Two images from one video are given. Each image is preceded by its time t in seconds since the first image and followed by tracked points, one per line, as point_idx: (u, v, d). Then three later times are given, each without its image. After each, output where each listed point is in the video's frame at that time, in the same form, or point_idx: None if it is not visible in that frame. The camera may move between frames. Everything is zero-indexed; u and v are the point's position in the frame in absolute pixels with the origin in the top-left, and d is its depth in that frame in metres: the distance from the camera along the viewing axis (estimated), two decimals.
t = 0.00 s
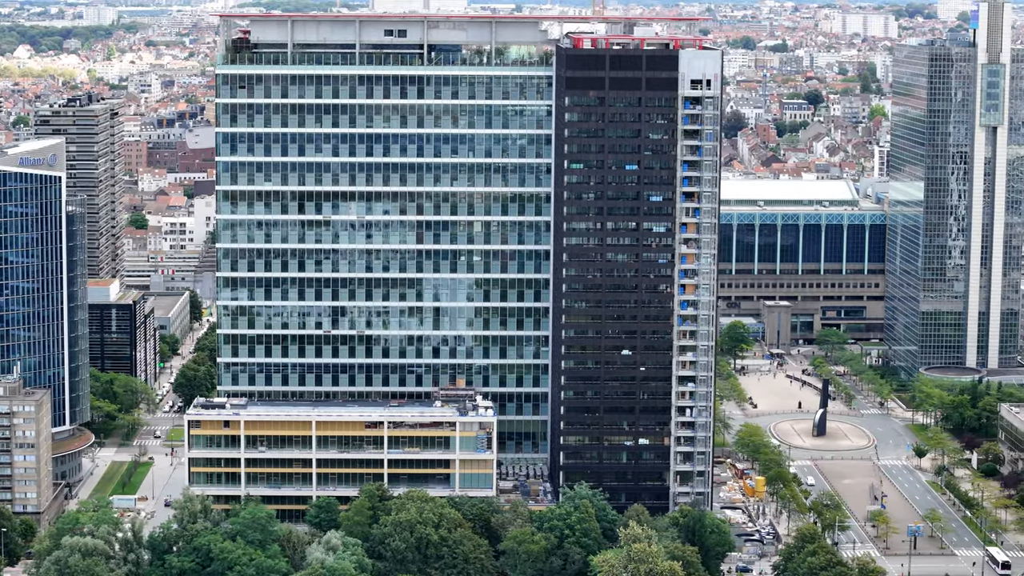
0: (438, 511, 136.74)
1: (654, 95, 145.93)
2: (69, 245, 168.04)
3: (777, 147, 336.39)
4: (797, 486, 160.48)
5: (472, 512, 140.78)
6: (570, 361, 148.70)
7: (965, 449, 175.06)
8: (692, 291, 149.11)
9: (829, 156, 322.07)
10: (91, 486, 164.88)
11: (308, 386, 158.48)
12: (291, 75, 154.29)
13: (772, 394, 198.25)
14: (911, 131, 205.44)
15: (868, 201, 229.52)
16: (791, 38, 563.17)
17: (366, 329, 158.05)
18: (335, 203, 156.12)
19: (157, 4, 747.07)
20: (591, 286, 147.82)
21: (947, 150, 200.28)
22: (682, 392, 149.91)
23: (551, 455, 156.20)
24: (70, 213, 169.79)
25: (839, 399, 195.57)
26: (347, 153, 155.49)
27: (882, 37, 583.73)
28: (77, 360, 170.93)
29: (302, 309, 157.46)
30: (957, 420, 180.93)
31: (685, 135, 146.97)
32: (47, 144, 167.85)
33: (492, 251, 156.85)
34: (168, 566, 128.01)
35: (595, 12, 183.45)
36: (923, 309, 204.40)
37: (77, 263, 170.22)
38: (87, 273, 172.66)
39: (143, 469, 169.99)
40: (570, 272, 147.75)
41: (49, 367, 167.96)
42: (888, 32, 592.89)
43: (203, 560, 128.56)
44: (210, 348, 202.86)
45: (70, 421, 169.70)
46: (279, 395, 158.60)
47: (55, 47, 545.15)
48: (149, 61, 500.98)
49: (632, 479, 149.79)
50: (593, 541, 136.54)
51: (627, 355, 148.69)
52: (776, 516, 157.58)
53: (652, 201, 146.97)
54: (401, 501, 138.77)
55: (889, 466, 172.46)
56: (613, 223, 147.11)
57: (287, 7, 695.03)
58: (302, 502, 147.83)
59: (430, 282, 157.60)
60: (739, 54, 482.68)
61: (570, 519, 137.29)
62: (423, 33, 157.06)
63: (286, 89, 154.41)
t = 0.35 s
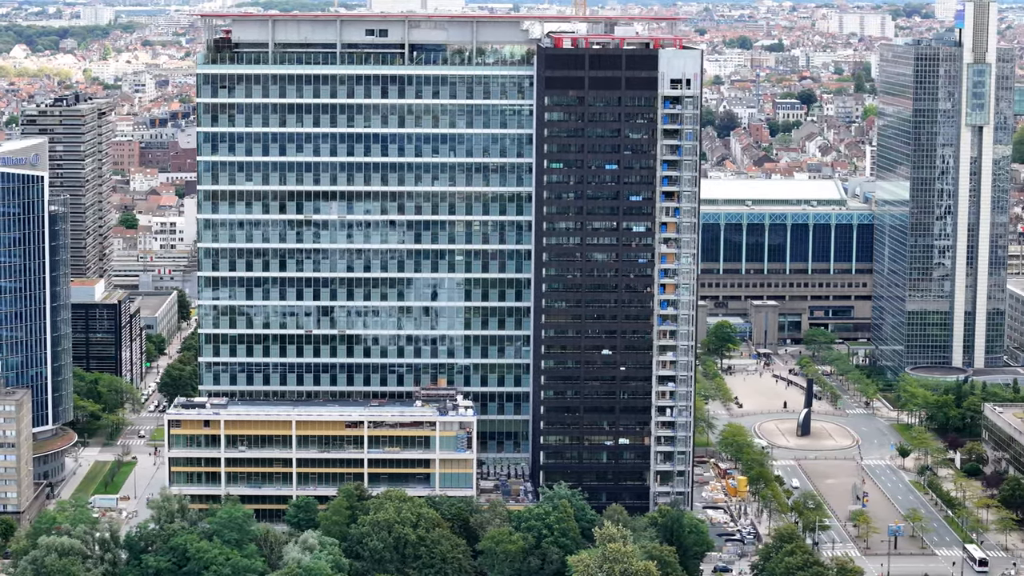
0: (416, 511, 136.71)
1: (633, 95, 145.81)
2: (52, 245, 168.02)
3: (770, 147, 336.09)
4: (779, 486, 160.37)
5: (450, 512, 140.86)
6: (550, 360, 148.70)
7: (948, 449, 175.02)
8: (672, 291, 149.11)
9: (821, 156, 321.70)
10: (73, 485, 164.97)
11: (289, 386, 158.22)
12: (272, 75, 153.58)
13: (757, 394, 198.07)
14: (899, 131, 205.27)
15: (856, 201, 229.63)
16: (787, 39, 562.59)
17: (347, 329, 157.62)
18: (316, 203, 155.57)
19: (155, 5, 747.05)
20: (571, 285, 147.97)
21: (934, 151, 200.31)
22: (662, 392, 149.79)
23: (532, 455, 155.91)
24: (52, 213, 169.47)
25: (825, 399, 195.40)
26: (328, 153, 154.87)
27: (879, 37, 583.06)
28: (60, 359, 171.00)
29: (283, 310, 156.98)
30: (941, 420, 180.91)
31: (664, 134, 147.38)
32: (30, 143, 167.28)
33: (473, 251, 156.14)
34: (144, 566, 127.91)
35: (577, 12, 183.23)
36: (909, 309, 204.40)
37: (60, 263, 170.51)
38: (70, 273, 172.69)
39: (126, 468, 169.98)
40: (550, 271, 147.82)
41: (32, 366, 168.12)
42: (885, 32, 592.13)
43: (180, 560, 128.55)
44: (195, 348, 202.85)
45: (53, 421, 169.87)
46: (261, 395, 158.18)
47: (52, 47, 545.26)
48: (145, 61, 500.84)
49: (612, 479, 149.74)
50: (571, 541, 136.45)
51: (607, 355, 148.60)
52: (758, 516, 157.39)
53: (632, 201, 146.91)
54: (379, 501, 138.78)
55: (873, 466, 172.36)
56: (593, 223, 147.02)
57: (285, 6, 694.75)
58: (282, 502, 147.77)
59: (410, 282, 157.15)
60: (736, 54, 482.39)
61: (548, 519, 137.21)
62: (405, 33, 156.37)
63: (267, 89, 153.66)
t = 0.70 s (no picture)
0: (394, 511, 136.67)
1: (613, 95, 145.88)
2: (35, 245, 167.91)
3: (762, 147, 335.87)
4: (761, 486, 160.23)
5: (428, 512, 140.97)
6: (530, 360, 148.67)
7: (931, 449, 174.95)
8: (652, 290, 149.14)
9: (813, 156, 321.31)
10: (55, 485, 165.00)
11: (270, 386, 155.90)
12: (253, 74, 151.39)
13: (743, 393, 197.83)
14: (884, 131, 205.63)
15: (843, 200, 229.87)
16: (784, 38, 562.12)
17: (328, 328, 155.44)
18: (297, 202, 153.42)
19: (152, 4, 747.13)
20: (552, 285, 147.89)
21: (921, 151, 200.08)
22: (642, 392, 149.67)
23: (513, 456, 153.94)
24: (35, 213, 169.18)
25: (810, 398, 195.26)
26: (309, 152, 152.75)
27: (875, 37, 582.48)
28: (43, 359, 170.96)
29: (264, 310, 154.86)
30: (925, 420, 180.79)
31: (644, 134, 147.18)
32: (12, 143, 166.58)
33: (454, 250, 154.14)
34: (121, 566, 127.80)
35: (561, 11, 182.94)
36: (895, 308, 204.17)
37: (44, 263, 170.19)
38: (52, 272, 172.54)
39: (109, 468, 170.03)
40: (530, 270, 147.75)
41: (14, 366, 168.09)
42: (881, 31, 591.45)
43: (157, 559, 128.50)
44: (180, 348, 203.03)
45: (36, 420, 169.87)
46: (241, 394, 155.85)
47: (48, 46, 545.28)
48: (141, 61, 500.72)
49: (592, 479, 149.73)
50: (549, 541, 136.40)
51: (587, 355, 148.53)
52: (739, 516, 157.20)
53: (611, 201, 146.88)
54: (357, 501, 138.85)
55: (856, 466, 172.25)
56: (573, 222, 146.94)
57: (282, 6, 694.67)
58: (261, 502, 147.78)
59: (391, 282, 155.01)
60: (731, 53, 482.37)
61: (526, 519, 137.16)
62: (386, 33, 153.72)
63: (248, 88, 151.58)
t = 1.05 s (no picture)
0: (372, 511, 136.60)
1: (592, 95, 145.92)
2: (16, 245, 167.88)
3: (755, 147, 335.60)
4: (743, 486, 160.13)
5: (407, 512, 141.03)
6: (510, 360, 148.67)
7: (915, 449, 174.90)
8: (632, 290, 148.98)
9: (806, 156, 321.18)
10: (38, 485, 165.13)
11: (252, 387, 155.01)
12: (233, 75, 150.66)
13: (729, 393, 197.89)
14: (868, 133, 206.39)
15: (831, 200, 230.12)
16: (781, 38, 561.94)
17: (310, 328, 154.59)
18: (278, 202, 152.54)
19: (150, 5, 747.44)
20: (532, 285, 147.96)
21: (906, 151, 200.23)
22: (622, 392, 149.65)
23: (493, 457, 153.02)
24: (18, 213, 169.41)
25: (796, 399, 195.21)
26: (290, 152, 151.86)
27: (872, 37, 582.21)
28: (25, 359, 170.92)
29: (245, 310, 154.03)
30: (910, 420, 180.70)
31: (624, 134, 146.91)
32: None
33: (435, 251, 152.97)
34: (98, 566, 127.82)
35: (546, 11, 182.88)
36: (881, 308, 204.20)
37: (27, 263, 169.75)
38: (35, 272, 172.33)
39: (92, 468, 170.12)
40: (509, 270, 147.78)
41: None
42: (878, 31, 591.11)
43: (133, 559, 128.47)
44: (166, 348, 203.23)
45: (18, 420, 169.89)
46: (223, 394, 155.01)
47: (44, 47, 545.68)
48: (137, 61, 501.07)
49: (572, 479, 149.72)
50: (527, 542, 136.39)
51: (567, 355, 148.51)
52: (720, 516, 157.11)
53: (591, 201, 146.92)
54: (335, 501, 138.82)
55: (840, 466, 172.22)
56: (552, 222, 147.04)
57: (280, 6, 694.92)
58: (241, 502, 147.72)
59: (372, 282, 154.06)
60: (727, 54, 482.42)
61: (504, 519, 137.14)
62: (367, 33, 153.72)
63: (229, 88, 150.81)
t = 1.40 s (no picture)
0: (350, 511, 136.56)
1: (571, 95, 145.72)
2: None
3: (747, 147, 335.72)
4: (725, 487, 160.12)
5: (385, 512, 141.03)
6: (489, 361, 148.59)
7: (898, 450, 174.90)
8: (611, 291, 149.86)
9: (797, 156, 321.32)
10: (20, 485, 165.08)
11: (233, 387, 154.84)
12: (213, 75, 150.73)
13: (714, 394, 197.90)
14: (854, 134, 206.19)
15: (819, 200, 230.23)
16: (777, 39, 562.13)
17: (291, 329, 154.40)
18: (259, 202, 152.44)
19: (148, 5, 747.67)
20: (512, 285, 147.81)
21: (892, 151, 199.91)
22: (602, 392, 150.01)
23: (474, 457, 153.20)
24: None
25: (781, 399, 195.18)
26: (271, 152, 151.80)
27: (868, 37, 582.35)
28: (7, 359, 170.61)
29: (226, 310, 153.88)
30: (894, 420, 180.66)
31: (603, 134, 147.73)
32: None
33: (415, 251, 153.02)
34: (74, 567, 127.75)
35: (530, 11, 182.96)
36: (867, 309, 204.17)
37: (9, 263, 169.07)
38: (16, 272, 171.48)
39: (75, 469, 170.03)
40: (489, 271, 147.71)
41: None
42: (874, 32, 591.24)
43: (109, 560, 128.38)
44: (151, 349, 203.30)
45: None
46: (203, 395, 154.85)
47: (40, 47, 545.83)
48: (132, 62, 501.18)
49: (552, 480, 149.61)
50: (505, 542, 136.29)
51: (547, 355, 148.40)
52: (701, 516, 157.02)
53: (570, 201, 146.80)
54: (314, 502, 138.88)
55: (822, 466, 172.26)
56: (532, 223, 146.98)
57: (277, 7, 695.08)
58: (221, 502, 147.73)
59: (353, 282, 153.95)
60: (722, 54, 482.62)
61: (483, 519, 137.06)
62: (348, 33, 152.83)
63: (210, 89, 150.92)
